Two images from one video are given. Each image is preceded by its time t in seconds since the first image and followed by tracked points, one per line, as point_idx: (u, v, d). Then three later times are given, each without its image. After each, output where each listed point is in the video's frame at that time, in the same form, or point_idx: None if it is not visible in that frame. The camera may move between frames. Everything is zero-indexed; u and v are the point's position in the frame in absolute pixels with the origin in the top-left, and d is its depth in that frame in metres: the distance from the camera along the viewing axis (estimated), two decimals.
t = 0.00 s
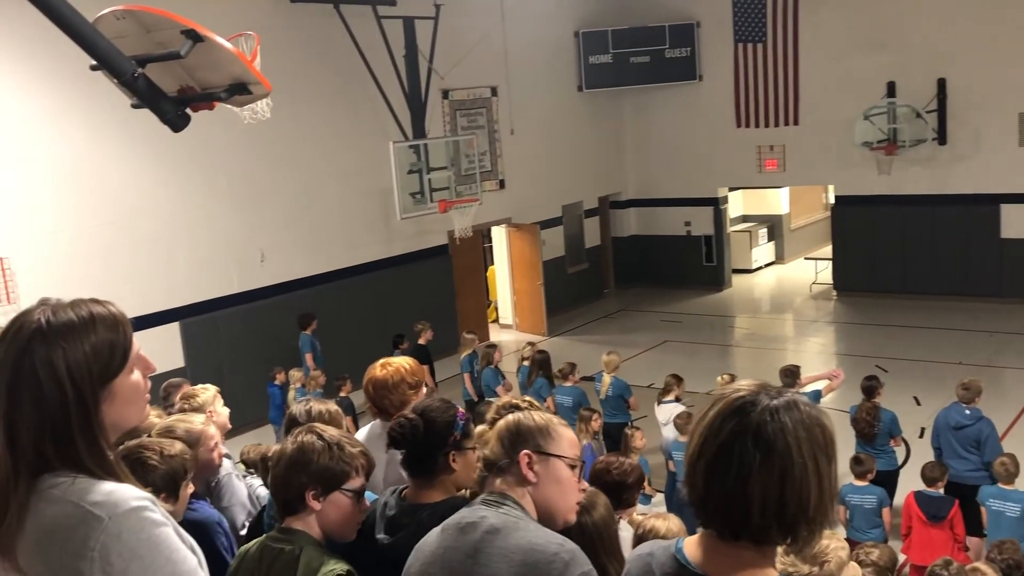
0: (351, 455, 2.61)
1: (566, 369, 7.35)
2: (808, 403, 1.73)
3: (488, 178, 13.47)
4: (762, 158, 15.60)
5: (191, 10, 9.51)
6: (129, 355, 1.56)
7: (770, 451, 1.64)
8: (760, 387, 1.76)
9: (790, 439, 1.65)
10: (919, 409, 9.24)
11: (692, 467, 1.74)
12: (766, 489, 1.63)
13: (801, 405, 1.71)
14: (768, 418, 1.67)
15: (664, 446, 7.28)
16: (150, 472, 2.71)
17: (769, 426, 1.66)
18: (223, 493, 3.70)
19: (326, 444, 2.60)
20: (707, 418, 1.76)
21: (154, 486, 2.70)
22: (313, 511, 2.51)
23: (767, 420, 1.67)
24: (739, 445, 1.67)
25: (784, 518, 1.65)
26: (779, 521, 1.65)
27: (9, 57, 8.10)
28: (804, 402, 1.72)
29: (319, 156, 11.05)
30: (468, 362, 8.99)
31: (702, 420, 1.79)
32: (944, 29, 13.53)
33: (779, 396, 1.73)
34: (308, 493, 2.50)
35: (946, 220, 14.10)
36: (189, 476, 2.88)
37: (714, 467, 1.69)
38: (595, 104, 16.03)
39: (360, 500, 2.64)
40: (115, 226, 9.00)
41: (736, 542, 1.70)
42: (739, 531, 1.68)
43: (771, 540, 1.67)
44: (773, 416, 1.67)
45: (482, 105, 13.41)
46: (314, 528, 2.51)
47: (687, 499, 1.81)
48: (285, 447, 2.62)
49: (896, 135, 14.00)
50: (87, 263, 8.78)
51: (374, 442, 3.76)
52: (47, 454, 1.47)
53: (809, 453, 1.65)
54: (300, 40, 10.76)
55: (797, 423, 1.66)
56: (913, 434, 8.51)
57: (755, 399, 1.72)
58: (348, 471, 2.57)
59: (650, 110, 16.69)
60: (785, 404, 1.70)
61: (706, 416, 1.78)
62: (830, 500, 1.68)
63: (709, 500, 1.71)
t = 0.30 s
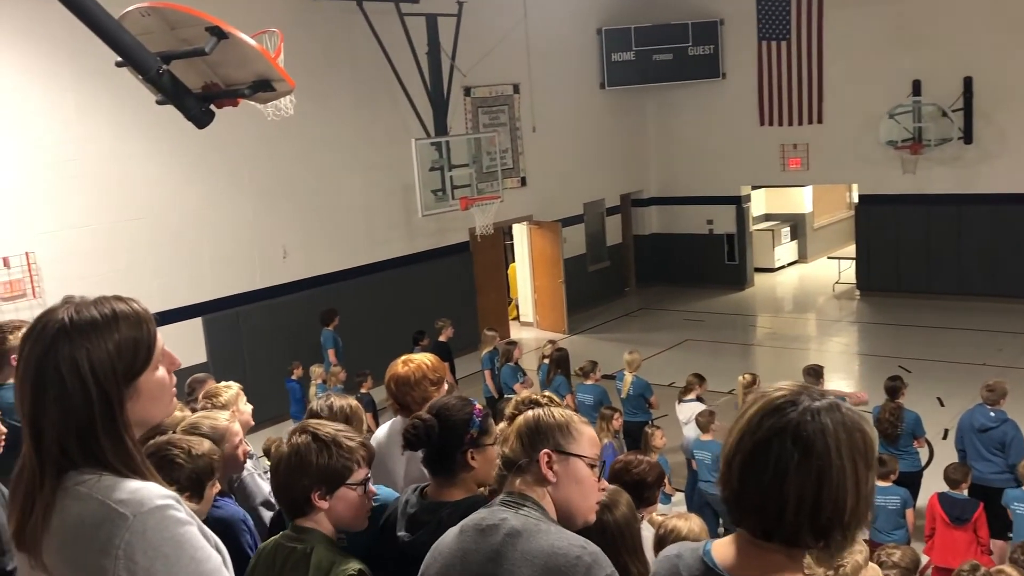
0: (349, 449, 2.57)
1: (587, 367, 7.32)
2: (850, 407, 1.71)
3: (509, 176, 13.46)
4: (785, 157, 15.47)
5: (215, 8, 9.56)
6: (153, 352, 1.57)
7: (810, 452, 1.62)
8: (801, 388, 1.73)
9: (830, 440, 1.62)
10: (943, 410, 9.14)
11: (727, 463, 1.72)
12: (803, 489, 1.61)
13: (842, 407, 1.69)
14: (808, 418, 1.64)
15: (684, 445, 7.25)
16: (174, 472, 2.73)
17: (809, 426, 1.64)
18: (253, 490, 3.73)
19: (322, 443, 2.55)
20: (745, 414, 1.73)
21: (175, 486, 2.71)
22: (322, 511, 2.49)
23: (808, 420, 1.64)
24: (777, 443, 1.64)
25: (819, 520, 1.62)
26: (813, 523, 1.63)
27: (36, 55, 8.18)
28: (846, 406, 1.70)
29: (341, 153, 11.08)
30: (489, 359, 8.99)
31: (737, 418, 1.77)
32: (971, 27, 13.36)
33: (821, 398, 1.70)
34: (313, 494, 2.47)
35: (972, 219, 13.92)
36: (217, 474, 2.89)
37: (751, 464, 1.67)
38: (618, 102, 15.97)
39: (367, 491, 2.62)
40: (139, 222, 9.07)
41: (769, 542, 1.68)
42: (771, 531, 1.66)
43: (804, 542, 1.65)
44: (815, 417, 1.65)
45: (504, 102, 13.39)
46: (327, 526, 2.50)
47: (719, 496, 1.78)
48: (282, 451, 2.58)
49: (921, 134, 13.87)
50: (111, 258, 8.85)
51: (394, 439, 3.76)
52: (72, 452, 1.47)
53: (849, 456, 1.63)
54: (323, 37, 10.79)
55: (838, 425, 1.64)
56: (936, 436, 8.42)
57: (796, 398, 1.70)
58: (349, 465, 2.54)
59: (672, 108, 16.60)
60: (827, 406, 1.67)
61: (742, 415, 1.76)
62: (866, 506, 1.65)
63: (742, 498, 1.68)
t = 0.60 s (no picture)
0: (358, 450, 2.53)
1: (605, 367, 7.31)
2: (894, 413, 1.66)
3: (528, 175, 13.44)
4: (806, 157, 15.35)
5: (238, 8, 9.61)
6: (178, 353, 1.57)
7: (853, 459, 1.57)
8: (844, 392, 1.68)
9: (874, 447, 1.57)
10: (965, 414, 9.04)
11: (767, 469, 1.67)
12: (845, 498, 1.57)
13: (887, 413, 1.63)
14: (853, 424, 1.59)
15: (703, 447, 7.21)
16: (195, 472, 2.75)
17: (852, 432, 1.59)
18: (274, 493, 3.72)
19: (330, 445, 2.52)
20: (787, 418, 1.68)
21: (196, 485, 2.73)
22: (333, 512, 2.47)
23: (851, 426, 1.59)
24: (819, 448, 1.60)
25: (862, 529, 1.58)
26: (856, 533, 1.58)
27: (60, 55, 8.25)
28: (891, 413, 1.65)
29: (361, 152, 11.11)
30: (507, 358, 8.98)
31: (777, 423, 1.72)
32: (995, 26, 13.21)
33: (865, 403, 1.65)
34: (323, 496, 2.46)
35: (995, 220, 13.76)
36: (238, 472, 2.90)
37: (793, 470, 1.62)
38: (638, 102, 15.91)
39: (379, 491, 2.57)
40: (160, 219, 9.12)
41: (809, 551, 1.64)
42: (811, 539, 1.61)
43: (846, 552, 1.60)
44: (858, 423, 1.60)
45: (524, 102, 13.37)
46: (339, 529, 2.48)
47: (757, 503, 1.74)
48: (292, 452, 2.56)
49: (943, 135, 13.75)
50: (133, 256, 8.91)
51: (413, 437, 3.75)
52: (95, 453, 1.48)
53: (893, 464, 1.58)
54: (343, 36, 10.82)
55: (882, 432, 1.59)
56: (958, 439, 8.33)
57: (838, 403, 1.64)
58: (359, 467, 2.50)
59: (692, 107, 16.52)
60: (871, 412, 1.62)
61: (781, 420, 1.71)
62: (911, 515, 1.60)
63: (782, 505, 1.64)
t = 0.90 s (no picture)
0: (370, 451, 2.52)
1: (622, 368, 7.28)
2: (936, 416, 1.63)
3: (547, 175, 13.43)
4: (826, 158, 15.26)
5: (258, 8, 9.66)
6: (203, 355, 1.58)
7: (890, 460, 1.55)
8: (884, 394, 1.66)
9: (912, 448, 1.55)
10: (986, 416, 8.95)
11: (804, 469, 1.66)
12: (881, 498, 1.54)
13: (927, 415, 1.61)
14: (890, 425, 1.58)
15: (721, 448, 7.19)
16: (217, 468, 2.75)
17: (890, 433, 1.57)
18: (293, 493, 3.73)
19: (341, 447, 2.51)
20: (826, 419, 1.67)
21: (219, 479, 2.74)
22: (345, 514, 2.47)
23: (889, 427, 1.58)
24: (856, 448, 1.58)
25: (898, 532, 1.55)
26: (891, 535, 1.56)
27: (83, 55, 8.33)
28: (933, 415, 1.62)
29: (379, 152, 11.14)
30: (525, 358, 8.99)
31: (815, 425, 1.71)
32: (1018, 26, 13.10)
33: (905, 405, 1.63)
34: (335, 499, 2.46)
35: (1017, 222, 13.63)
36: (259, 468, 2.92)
37: (830, 470, 1.60)
38: (656, 102, 15.86)
39: (391, 491, 2.56)
40: (180, 219, 9.18)
41: (845, 553, 1.62)
42: (846, 541, 1.60)
43: (882, 555, 1.58)
44: (897, 424, 1.58)
45: (542, 101, 13.37)
46: (351, 529, 2.48)
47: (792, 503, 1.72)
48: (305, 453, 2.57)
49: (964, 135, 13.66)
50: (153, 255, 8.97)
51: (432, 436, 3.76)
52: (120, 454, 1.49)
53: (932, 466, 1.55)
54: (362, 37, 10.85)
55: (922, 434, 1.57)
56: (978, 442, 8.26)
57: (878, 404, 1.63)
58: (370, 469, 2.50)
59: (711, 107, 16.44)
60: (911, 414, 1.60)
61: (820, 421, 1.70)
62: (950, 520, 1.58)
63: (817, 505, 1.62)
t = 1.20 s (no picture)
0: (385, 452, 2.53)
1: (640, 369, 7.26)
2: (974, 419, 1.62)
3: (565, 175, 13.42)
4: (846, 159, 15.16)
5: (279, 9, 9.72)
6: (227, 355, 1.59)
7: (924, 454, 1.54)
8: (921, 395, 1.66)
9: (947, 443, 1.54)
10: (1008, 420, 8.87)
11: (839, 466, 1.65)
12: (913, 491, 1.53)
13: (965, 416, 1.60)
14: (925, 420, 1.57)
15: (741, 450, 7.16)
16: (240, 464, 2.77)
17: (925, 428, 1.56)
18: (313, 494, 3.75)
19: (357, 447, 2.53)
20: (862, 418, 1.67)
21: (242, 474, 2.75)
22: (359, 514, 2.47)
23: (924, 423, 1.57)
24: (890, 441, 1.57)
25: (931, 528, 1.53)
26: (925, 533, 1.53)
27: (106, 56, 8.40)
28: (970, 417, 1.61)
29: (399, 153, 11.18)
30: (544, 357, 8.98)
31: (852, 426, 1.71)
32: None
33: (942, 405, 1.62)
34: (350, 499, 2.45)
35: None
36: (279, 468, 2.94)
37: (864, 464, 1.59)
38: (675, 103, 15.81)
39: (406, 494, 2.56)
40: (201, 219, 9.24)
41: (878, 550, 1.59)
42: (878, 537, 1.57)
43: (917, 553, 1.55)
44: (932, 421, 1.57)
45: (561, 102, 13.36)
46: (366, 531, 2.48)
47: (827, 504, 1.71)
48: (322, 452, 2.58)
49: (986, 137, 13.55)
50: (175, 255, 9.03)
51: (453, 435, 3.76)
52: (147, 454, 1.50)
53: (968, 464, 1.54)
54: (382, 38, 10.88)
55: (958, 431, 1.56)
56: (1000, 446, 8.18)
57: (914, 402, 1.63)
58: (385, 470, 2.50)
59: (730, 108, 16.38)
60: (948, 413, 1.59)
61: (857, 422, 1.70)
62: (986, 522, 1.55)
63: (851, 501, 1.61)
